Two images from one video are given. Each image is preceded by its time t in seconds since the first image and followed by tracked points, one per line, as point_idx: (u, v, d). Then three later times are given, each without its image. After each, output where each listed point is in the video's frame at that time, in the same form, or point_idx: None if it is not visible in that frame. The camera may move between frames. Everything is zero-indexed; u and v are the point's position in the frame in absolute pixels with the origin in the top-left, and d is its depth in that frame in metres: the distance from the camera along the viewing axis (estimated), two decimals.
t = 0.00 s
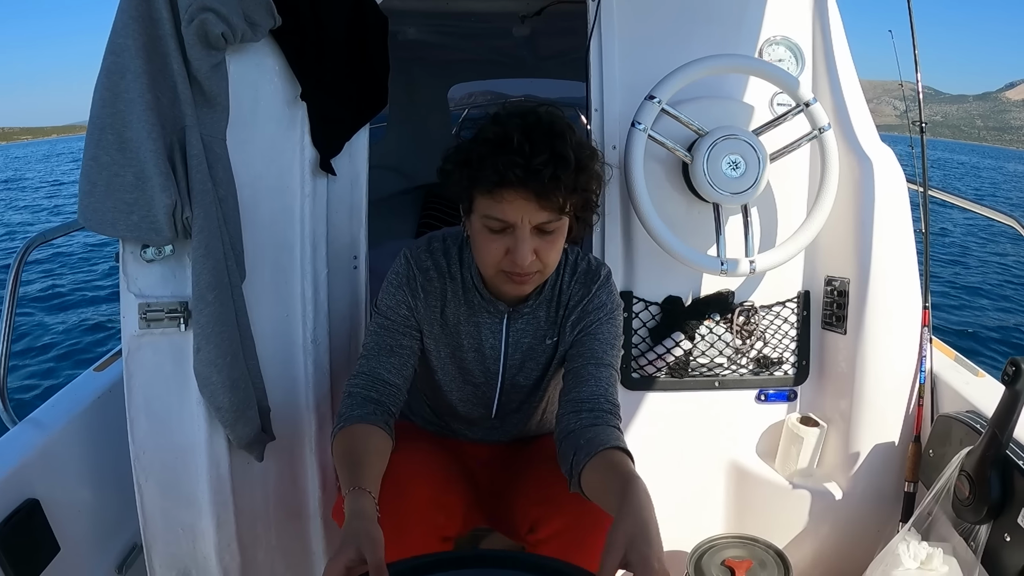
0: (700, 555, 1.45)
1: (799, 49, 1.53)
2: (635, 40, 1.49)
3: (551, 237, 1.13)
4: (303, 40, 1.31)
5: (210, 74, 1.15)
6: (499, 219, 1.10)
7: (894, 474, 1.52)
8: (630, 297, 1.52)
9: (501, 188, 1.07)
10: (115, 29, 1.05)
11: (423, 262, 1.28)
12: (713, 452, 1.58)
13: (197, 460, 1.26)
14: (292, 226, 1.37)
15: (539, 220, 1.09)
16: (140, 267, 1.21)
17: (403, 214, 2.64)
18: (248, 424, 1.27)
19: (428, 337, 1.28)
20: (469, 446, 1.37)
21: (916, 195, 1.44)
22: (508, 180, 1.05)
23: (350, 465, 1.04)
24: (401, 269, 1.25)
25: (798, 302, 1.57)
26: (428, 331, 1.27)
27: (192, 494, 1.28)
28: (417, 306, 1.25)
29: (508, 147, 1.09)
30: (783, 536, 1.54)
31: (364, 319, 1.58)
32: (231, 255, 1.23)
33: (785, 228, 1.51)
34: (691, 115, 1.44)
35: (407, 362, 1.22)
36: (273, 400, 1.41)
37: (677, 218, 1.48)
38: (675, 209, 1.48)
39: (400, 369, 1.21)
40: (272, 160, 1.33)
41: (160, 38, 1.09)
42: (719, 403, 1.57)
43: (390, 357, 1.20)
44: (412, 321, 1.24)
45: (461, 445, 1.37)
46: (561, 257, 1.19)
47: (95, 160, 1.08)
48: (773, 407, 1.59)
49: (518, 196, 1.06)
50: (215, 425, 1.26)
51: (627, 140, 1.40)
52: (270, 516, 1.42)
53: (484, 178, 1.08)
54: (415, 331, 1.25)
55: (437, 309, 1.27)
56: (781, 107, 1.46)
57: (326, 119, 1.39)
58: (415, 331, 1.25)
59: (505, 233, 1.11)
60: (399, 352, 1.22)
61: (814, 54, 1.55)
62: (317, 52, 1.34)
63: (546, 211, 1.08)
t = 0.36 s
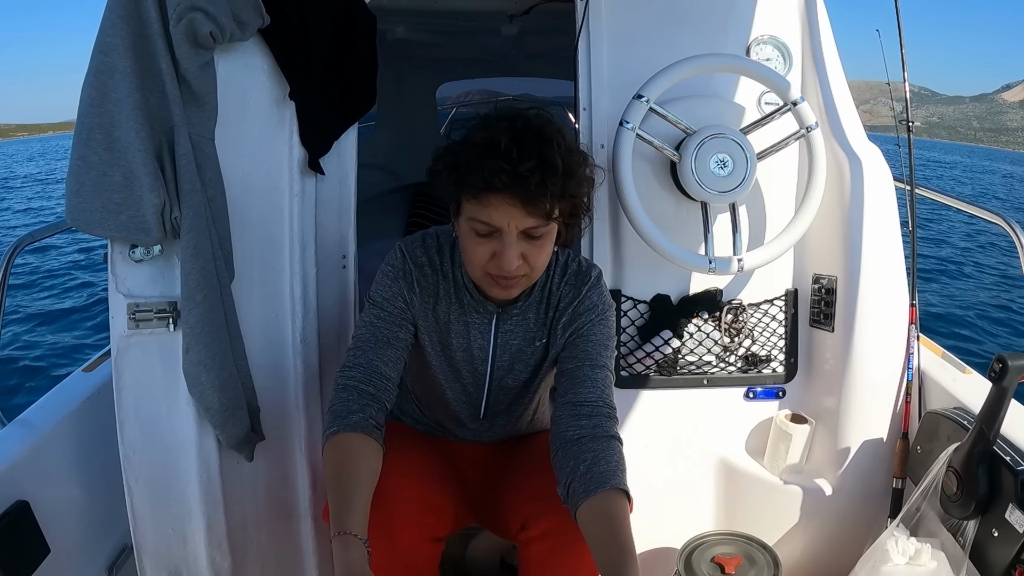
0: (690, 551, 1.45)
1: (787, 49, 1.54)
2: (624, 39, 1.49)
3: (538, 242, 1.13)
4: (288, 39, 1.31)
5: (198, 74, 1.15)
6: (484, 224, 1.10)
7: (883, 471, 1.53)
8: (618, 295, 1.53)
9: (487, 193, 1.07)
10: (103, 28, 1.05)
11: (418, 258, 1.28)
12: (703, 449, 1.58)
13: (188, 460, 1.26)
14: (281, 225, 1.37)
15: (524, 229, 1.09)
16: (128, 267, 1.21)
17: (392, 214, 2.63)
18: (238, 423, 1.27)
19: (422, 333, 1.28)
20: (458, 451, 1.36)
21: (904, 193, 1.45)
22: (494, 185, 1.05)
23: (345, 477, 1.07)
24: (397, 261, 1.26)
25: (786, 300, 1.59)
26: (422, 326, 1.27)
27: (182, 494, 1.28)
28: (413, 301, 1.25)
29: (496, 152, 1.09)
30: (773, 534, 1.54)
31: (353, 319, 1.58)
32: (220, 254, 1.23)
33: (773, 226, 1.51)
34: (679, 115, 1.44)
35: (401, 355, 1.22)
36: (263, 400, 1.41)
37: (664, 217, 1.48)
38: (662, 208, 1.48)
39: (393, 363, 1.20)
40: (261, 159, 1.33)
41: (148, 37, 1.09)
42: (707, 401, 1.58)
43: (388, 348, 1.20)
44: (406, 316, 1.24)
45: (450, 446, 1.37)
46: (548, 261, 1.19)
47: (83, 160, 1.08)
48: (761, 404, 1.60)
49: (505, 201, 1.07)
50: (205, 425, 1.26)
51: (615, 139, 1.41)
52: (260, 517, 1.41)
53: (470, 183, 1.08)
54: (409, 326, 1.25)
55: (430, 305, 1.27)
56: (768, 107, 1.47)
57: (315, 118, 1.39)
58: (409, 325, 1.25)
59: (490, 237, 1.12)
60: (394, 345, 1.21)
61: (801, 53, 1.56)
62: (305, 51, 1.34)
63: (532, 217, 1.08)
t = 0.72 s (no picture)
0: (691, 557, 1.43)
1: (785, 50, 1.52)
2: (623, 38, 1.47)
3: (536, 244, 1.11)
4: (284, 38, 1.28)
5: (190, 73, 1.12)
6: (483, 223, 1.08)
7: (884, 474, 1.51)
8: (617, 298, 1.51)
9: (485, 191, 1.04)
10: (92, 25, 1.02)
11: (411, 263, 1.25)
12: (703, 453, 1.57)
13: (180, 469, 1.23)
14: (274, 227, 1.34)
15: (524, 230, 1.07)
16: (117, 271, 1.18)
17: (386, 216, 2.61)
18: (232, 431, 1.24)
19: (416, 340, 1.25)
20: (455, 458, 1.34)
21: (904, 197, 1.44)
22: (493, 184, 1.03)
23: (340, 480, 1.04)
24: (388, 269, 1.23)
25: (786, 303, 1.56)
26: (415, 332, 1.24)
27: (174, 504, 1.25)
28: (404, 309, 1.22)
29: (496, 151, 1.07)
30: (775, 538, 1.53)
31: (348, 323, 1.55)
32: (212, 258, 1.20)
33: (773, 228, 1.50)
34: (678, 115, 1.42)
35: (393, 362, 1.20)
36: (256, 407, 1.38)
37: (662, 219, 1.46)
38: (661, 210, 1.46)
39: (385, 370, 1.18)
40: (253, 160, 1.30)
41: (138, 35, 1.07)
42: (707, 404, 1.56)
43: (377, 359, 1.18)
44: (399, 322, 1.22)
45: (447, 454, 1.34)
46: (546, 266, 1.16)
47: (71, 161, 1.05)
48: (761, 407, 1.58)
49: (504, 201, 1.05)
50: (198, 433, 1.23)
51: (614, 140, 1.39)
52: (255, 525, 1.38)
53: (469, 182, 1.06)
54: (401, 334, 1.22)
55: (423, 310, 1.25)
56: (767, 107, 1.45)
57: (310, 120, 1.36)
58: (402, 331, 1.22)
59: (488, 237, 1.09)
60: (386, 353, 1.19)
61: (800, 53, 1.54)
62: (300, 50, 1.31)
63: (532, 217, 1.06)
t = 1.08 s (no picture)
0: (685, 555, 1.43)
1: (777, 48, 1.52)
2: (616, 36, 1.47)
3: (530, 215, 1.13)
4: (275, 38, 1.27)
5: (183, 69, 1.12)
6: (484, 183, 1.11)
7: (876, 472, 1.52)
8: (609, 297, 1.50)
9: (488, 152, 1.10)
10: (84, 21, 1.02)
11: (390, 262, 1.25)
12: (696, 451, 1.57)
13: (173, 468, 1.23)
14: (266, 225, 1.34)
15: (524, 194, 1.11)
16: (110, 270, 1.17)
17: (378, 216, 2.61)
18: (225, 429, 1.25)
19: (399, 338, 1.25)
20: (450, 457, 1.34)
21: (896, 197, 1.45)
22: (500, 141, 1.09)
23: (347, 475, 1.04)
24: (368, 270, 1.22)
25: (779, 302, 1.57)
26: (399, 331, 1.25)
27: (166, 503, 1.25)
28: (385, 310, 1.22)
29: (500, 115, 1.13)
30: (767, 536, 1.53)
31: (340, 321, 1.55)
32: (205, 256, 1.20)
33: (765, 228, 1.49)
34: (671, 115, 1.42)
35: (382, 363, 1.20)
36: (250, 406, 1.38)
37: (655, 218, 1.46)
38: (653, 209, 1.46)
39: (375, 375, 1.18)
40: (247, 157, 1.30)
41: (131, 31, 1.06)
42: (700, 403, 1.56)
43: (366, 361, 1.18)
44: (384, 323, 1.22)
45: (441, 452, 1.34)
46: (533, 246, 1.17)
47: (63, 158, 1.04)
48: (754, 406, 1.59)
49: (507, 162, 1.10)
50: (191, 431, 1.23)
51: (608, 139, 1.39)
52: (248, 525, 1.38)
53: (474, 139, 1.11)
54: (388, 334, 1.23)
55: (405, 310, 1.25)
56: (760, 107, 1.45)
57: (302, 118, 1.36)
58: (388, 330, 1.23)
59: (484, 199, 1.11)
60: (375, 354, 1.20)
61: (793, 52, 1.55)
62: (292, 51, 1.32)
63: (532, 181, 1.11)
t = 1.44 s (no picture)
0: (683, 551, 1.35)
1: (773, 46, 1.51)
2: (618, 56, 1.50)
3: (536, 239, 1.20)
4: (280, 46, 1.31)
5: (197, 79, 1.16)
6: (499, 216, 1.09)
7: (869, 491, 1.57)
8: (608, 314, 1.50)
9: (527, 195, 1.09)
10: (102, 29, 1.06)
11: (377, 265, 1.24)
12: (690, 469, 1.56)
13: (174, 468, 1.26)
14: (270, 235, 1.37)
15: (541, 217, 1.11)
16: (120, 272, 1.21)
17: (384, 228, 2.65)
18: (225, 431, 1.29)
19: (389, 342, 1.24)
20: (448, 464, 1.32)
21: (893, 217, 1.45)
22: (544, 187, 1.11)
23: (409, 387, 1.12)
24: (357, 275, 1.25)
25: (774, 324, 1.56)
26: (388, 335, 1.23)
27: (165, 501, 1.28)
28: (372, 313, 1.23)
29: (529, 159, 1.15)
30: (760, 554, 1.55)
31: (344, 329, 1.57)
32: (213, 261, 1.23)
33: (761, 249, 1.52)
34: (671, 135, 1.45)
35: (375, 366, 1.25)
36: (251, 408, 1.41)
37: (655, 238, 1.48)
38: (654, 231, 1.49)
39: (365, 379, 1.25)
40: (256, 164, 1.33)
41: (147, 42, 1.10)
42: (696, 422, 1.55)
43: (349, 363, 1.25)
44: (374, 328, 1.23)
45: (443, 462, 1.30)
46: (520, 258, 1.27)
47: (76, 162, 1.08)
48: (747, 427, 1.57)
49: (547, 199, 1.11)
50: (193, 432, 1.26)
51: (610, 159, 1.43)
52: (245, 530, 1.40)
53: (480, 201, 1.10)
54: (380, 341, 1.24)
55: (396, 313, 1.23)
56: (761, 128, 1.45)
57: (307, 122, 1.40)
58: (379, 334, 1.24)
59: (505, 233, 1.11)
60: (368, 357, 1.24)
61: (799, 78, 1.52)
62: (294, 57, 1.34)
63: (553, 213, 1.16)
